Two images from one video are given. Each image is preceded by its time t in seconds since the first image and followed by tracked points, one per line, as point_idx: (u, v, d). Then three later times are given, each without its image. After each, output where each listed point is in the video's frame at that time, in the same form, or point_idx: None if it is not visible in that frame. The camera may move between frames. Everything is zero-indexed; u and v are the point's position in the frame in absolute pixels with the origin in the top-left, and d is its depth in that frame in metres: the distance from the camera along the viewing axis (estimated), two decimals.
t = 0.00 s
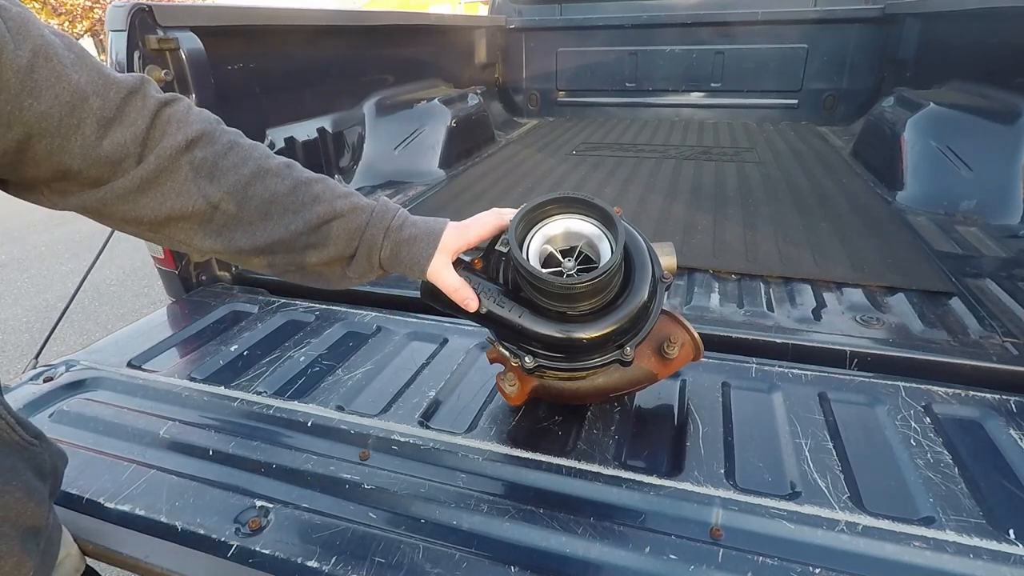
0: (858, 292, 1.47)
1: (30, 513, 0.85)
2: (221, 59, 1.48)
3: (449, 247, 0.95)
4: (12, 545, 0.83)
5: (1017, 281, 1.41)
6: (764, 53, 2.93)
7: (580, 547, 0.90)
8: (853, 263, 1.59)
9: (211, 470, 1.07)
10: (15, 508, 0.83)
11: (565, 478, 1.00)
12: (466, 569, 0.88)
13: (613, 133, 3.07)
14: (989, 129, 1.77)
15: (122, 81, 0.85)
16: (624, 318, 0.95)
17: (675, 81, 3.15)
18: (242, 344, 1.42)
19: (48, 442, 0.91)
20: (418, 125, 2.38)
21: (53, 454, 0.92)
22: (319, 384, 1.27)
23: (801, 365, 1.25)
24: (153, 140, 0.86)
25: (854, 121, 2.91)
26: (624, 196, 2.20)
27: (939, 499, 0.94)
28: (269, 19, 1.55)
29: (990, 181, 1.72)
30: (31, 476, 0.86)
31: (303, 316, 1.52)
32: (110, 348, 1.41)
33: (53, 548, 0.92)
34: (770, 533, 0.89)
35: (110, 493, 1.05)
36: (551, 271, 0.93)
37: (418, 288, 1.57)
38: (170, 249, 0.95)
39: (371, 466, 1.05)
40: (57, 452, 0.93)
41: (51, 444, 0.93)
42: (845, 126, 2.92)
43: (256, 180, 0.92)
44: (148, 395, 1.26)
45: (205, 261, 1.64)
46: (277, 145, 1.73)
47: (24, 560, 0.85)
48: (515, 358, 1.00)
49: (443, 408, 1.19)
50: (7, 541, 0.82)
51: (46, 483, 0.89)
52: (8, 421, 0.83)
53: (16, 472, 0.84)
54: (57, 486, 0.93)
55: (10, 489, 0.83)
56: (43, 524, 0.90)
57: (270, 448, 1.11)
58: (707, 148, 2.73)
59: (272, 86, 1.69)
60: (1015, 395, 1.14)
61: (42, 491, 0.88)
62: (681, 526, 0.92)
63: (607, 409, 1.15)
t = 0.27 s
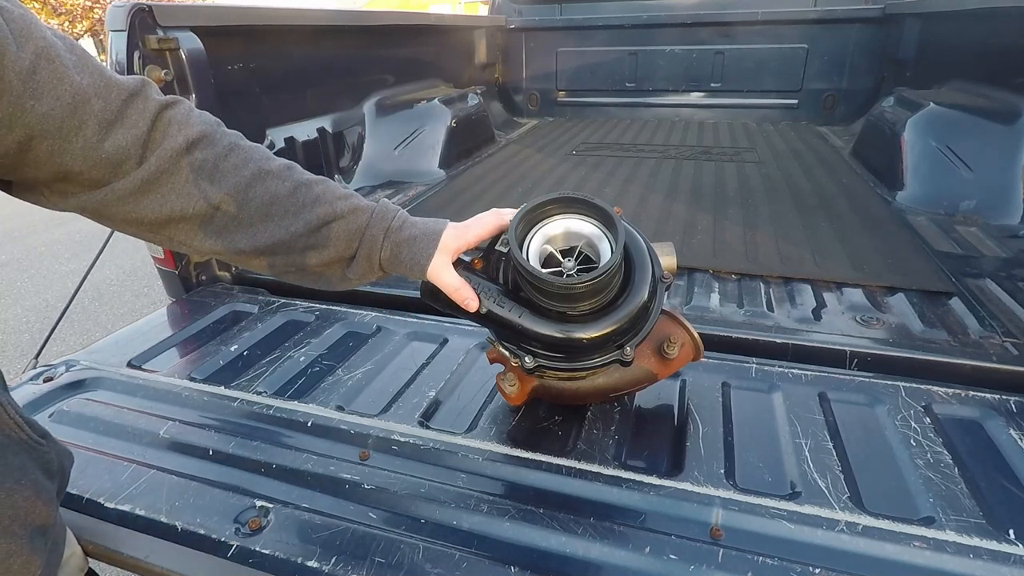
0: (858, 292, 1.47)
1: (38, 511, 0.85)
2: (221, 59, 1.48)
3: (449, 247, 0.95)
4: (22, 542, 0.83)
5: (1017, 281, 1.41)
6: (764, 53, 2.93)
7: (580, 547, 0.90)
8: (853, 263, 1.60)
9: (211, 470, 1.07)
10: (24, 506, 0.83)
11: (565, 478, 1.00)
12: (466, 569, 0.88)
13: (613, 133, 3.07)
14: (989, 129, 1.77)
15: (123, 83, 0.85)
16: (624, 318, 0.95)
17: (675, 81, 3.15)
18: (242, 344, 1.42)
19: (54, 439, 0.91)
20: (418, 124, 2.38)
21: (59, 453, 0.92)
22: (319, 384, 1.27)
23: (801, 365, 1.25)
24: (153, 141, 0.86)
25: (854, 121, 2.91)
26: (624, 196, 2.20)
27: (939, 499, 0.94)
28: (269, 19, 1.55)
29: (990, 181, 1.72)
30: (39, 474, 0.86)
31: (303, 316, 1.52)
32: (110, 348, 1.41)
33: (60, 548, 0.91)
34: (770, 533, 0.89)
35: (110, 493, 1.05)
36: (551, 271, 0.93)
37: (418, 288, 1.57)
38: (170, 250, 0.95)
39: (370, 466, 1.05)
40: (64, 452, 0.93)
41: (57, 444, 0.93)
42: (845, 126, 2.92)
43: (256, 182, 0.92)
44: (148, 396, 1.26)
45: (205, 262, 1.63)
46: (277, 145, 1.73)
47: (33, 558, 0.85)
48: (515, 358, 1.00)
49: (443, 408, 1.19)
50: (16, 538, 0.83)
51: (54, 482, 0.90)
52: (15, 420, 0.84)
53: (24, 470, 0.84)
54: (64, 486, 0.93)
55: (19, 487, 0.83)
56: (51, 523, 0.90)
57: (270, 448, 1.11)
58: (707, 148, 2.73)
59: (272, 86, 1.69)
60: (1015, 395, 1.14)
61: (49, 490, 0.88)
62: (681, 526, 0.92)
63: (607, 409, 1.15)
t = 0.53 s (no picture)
0: (858, 292, 1.47)
1: (44, 511, 0.85)
2: (221, 59, 1.48)
3: (447, 245, 0.95)
4: (29, 542, 0.83)
5: (1017, 281, 1.41)
6: (764, 53, 2.93)
7: (580, 547, 0.90)
8: (853, 263, 1.60)
9: (211, 470, 1.07)
10: (31, 506, 0.83)
11: (565, 478, 1.00)
12: (466, 569, 0.88)
13: (613, 133, 3.07)
14: (989, 129, 1.77)
15: (123, 85, 0.85)
16: (624, 318, 0.95)
17: (675, 81, 3.15)
18: (242, 344, 1.42)
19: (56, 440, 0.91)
20: (419, 124, 2.38)
21: (63, 453, 0.92)
22: (319, 385, 1.27)
23: (801, 365, 1.25)
24: (153, 144, 0.86)
25: (854, 121, 2.91)
26: (624, 196, 2.20)
27: (939, 499, 0.94)
28: (269, 20, 1.55)
29: (990, 181, 1.72)
30: (44, 475, 0.86)
31: (303, 316, 1.52)
32: (110, 348, 1.41)
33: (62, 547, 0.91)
34: (770, 533, 0.89)
35: (110, 493, 1.05)
36: (551, 271, 0.94)
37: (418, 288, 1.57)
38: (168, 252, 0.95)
39: (370, 466, 1.05)
40: (66, 452, 0.93)
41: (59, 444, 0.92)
42: (845, 126, 2.92)
43: (256, 185, 0.92)
44: (148, 395, 1.26)
45: (205, 261, 1.63)
46: (277, 145, 1.73)
47: (39, 559, 0.84)
48: (515, 358, 1.00)
49: (443, 408, 1.19)
50: (24, 539, 0.82)
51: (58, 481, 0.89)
52: (21, 420, 0.83)
53: (30, 470, 0.84)
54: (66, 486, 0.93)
55: (26, 488, 0.83)
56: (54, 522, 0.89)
57: (270, 448, 1.11)
58: (707, 148, 2.73)
59: (272, 86, 1.69)
60: (1015, 395, 1.14)
61: (54, 490, 0.88)
62: (681, 526, 0.92)
63: (606, 409, 1.15)
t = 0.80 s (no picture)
0: (858, 292, 1.47)
1: (38, 520, 0.85)
2: (220, 59, 1.48)
3: (445, 243, 0.95)
4: (21, 551, 0.83)
5: (1017, 281, 1.41)
6: (764, 53, 2.93)
7: (580, 547, 0.90)
8: (853, 263, 1.60)
9: (211, 470, 1.07)
10: (24, 515, 0.83)
11: (565, 478, 1.00)
12: (466, 570, 0.88)
13: (613, 133, 3.07)
14: (989, 129, 1.77)
15: (122, 88, 0.85)
16: (624, 317, 0.95)
17: (675, 81, 3.15)
18: (242, 344, 1.42)
19: (51, 446, 0.90)
20: (419, 124, 2.38)
21: (59, 458, 0.92)
22: (319, 384, 1.27)
23: (801, 365, 1.25)
24: (153, 148, 0.86)
25: (854, 121, 2.91)
26: (624, 196, 2.20)
27: (939, 499, 0.94)
28: (269, 19, 1.55)
29: (990, 181, 1.72)
30: (39, 482, 0.86)
31: (303, 316, 1.52)
32: (110, 348, 1.41)
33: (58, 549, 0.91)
34: (770, 533, 0.89)
35: (110, 492, 1.05)
36: (551, 271, 0.93)
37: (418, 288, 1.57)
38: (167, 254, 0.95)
39: (370, 466, 1.05)
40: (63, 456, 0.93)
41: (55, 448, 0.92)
42: (845, 126, 2.92)
43: (257, 189, 0.93)
44: (148, 395, 1.26)
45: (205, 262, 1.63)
46: (277, 145, 1.73)
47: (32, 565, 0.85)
48: (515, 358, 1.00)
49: (443, 408, 1.19)
50: (16, 548, 0.83)
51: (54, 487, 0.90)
52: (13, 429, 0.83)
53: (24, 478, 0.84)
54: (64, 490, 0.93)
55: (19, 496, 0.83)
56: (49, 528, 0.90)
57: (270, 448, 1.11)
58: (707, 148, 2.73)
59: (272, 87, 1.69)
60: (1015, 395, 1.14)
61: (50, 496, 0.88)
62: (681, 526, 0.92)
63: (606, 409, 1.15)
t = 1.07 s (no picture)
0: (858, 292, 1.47)
1: (29, 523, 0.83)
2: (220, 59, 1.48)
3: (442, 220, 0.94)
4: (12, 556, 0.81)
5: (1017, 281, 1.41)
6: (764, 53, 2.93)
7: (580, 547, 0.90)
8: (853, 263, 1.60)
9: (211, 470, 1.07)
10: (14, 518, 0.82)
11: (565, 478, 1.00)
12: (466, 570, 0.88)
13: (613, 133, 3.07)
14: (989, 129, 1.77)
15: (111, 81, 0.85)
16: (624, 317, 0.95)
17: (675, 81, 3.15)
18: (242, 344, 1.42)
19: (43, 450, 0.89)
20: (419, 124, 2.38)
21: (52, 462, 0.91)
22: (319, 384, 1.27)
23: (801, 365, 1.25)
24: (142, 137, 0.86)
25: (854, 121, 2.91)
26: (624, 196, 2.20)
27: (939, 499, 0.94)
28: (268, 19, 1.55)
29: (990, 181, 1.72)
30: (30, 486, 0.85)
31: (303, 316, 1.52)
32: (110, 348, 1.41)
33: (51, 554, 0.91)
34: (770, 533, 0.89)
35: (110, 493, 1.05)
36: (551, 271, 0.94)
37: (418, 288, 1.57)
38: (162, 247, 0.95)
39: (370, 466, 1.05)
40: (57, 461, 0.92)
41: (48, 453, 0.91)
42: (845, 126, 2.92)
43: (247, 173, 0.92)
44: (148, 395, 1.26)
45: (205, 262, 1.63)
46: (277, 145, 1.72)
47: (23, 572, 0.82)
48: (515, 358, 1.00)
49: (443, 408, 1.19)
50: (6, 552, 0.81)
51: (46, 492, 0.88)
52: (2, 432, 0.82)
53: (14, 482, 0.83)
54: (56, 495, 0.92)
55: (9, 500, 0.81)
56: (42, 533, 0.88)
57: (270, 447, 1.11)
58: (707, 148, 2.73)
59: (272, 87, 1.69)
60: (1015, 395, 1.14)
61: (42, 500, 0.86)
62: (681, 526, 0.92)
63: (606, 409, 1.15)
